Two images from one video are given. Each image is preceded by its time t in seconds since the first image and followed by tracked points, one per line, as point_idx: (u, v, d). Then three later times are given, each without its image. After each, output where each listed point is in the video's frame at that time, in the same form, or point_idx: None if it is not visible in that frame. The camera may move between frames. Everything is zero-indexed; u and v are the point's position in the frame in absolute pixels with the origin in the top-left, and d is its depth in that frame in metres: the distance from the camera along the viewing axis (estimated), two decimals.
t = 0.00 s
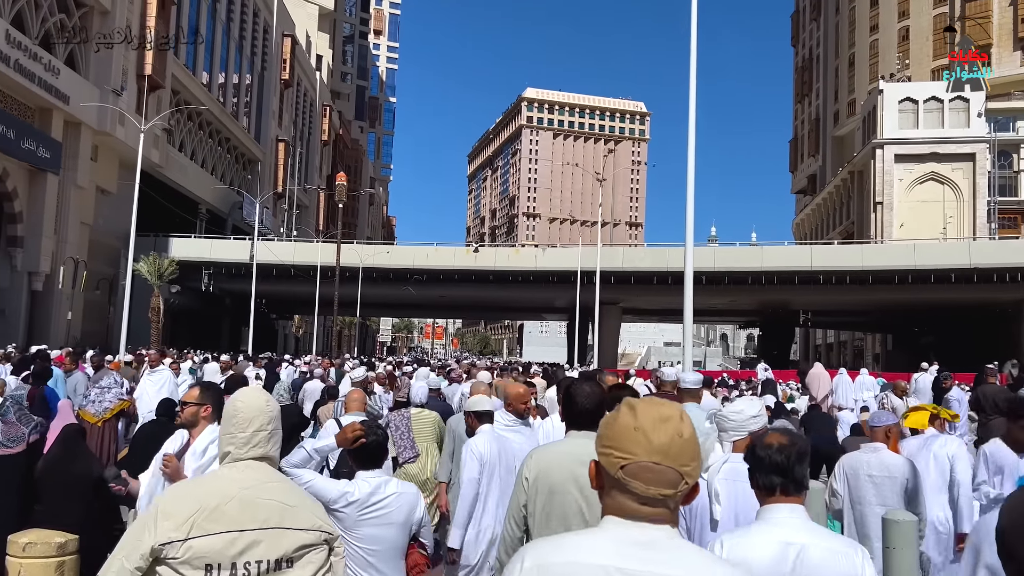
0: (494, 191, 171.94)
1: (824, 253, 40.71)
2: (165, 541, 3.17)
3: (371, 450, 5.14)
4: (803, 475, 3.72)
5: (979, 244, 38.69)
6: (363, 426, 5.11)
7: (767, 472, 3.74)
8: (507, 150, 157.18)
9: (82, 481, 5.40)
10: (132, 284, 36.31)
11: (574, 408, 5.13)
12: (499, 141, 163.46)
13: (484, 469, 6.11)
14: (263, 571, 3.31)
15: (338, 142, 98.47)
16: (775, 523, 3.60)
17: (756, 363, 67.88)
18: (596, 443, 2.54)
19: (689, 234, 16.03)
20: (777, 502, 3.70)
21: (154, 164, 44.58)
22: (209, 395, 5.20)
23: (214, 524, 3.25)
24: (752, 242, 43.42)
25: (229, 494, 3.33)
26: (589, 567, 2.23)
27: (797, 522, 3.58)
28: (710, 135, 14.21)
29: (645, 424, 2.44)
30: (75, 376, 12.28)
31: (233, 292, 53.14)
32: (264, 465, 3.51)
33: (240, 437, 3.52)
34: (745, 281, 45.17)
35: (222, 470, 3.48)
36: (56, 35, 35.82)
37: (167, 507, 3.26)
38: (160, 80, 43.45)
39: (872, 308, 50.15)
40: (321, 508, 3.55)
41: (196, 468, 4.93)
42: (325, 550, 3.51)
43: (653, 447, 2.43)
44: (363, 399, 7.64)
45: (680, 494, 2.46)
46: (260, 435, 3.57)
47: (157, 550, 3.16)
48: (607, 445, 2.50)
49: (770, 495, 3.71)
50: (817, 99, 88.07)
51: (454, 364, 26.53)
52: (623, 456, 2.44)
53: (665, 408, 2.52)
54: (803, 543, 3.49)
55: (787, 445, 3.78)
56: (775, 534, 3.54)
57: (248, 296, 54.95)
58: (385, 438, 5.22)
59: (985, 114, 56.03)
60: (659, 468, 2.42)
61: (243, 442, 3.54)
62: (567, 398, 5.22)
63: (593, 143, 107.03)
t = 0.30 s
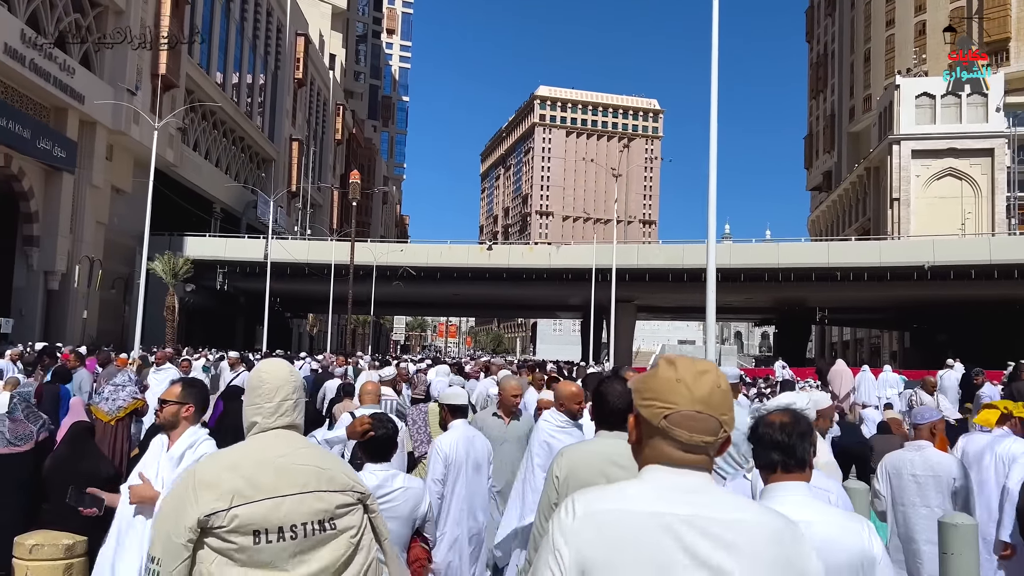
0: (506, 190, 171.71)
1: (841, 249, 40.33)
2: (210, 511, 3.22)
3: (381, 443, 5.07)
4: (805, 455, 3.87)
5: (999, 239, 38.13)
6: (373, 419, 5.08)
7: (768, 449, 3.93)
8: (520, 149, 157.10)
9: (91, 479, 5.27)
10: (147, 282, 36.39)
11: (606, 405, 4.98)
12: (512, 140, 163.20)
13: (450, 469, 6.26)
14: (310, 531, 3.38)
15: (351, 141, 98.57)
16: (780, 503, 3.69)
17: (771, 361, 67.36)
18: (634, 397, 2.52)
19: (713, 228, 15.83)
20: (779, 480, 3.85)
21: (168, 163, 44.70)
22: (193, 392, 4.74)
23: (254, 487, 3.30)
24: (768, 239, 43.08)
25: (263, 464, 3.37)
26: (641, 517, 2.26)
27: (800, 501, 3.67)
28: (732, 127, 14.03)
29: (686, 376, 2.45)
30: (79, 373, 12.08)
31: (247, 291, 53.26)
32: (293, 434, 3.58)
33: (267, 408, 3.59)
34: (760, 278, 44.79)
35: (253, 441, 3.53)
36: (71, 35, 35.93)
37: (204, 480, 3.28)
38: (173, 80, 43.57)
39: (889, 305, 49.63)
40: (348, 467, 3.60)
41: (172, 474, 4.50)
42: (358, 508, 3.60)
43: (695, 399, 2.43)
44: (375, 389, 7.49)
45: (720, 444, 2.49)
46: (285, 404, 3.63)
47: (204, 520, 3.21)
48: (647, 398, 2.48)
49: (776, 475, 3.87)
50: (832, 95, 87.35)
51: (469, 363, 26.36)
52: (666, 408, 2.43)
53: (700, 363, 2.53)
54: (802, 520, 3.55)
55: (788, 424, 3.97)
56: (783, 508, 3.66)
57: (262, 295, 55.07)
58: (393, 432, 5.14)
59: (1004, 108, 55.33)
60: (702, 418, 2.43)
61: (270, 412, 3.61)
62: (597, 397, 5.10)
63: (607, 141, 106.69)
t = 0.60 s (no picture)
0: (515, 187, 171.42)
1: (854, 245, 39.94)
2: (213, 530, 3.13)
3: (376, 444, 4.86)
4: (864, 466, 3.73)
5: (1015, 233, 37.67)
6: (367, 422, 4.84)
7: (834, 462, 3.68)
8: (528, 146, 156.73)
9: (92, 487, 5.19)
10: (157, 280, 36.34)
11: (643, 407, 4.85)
12: (521, 137, 162.88)
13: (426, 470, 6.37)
14: (310, 541, 3.26)
15: (360, 139, 98.55)
16: (831, 513, 3.46)
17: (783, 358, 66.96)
18: (621, 429, 2.63)
19: (732, 224, 15.55)
20: (833, 493, 3.62)
21: (177, 162, 44.65)
22: (142, 400, 4.36)
23: (253, 499, 3.21)
24: (780, 235, 42.71)
25: (259, 480, 3.26)
26: (636, 543, 2.37)
27: (850, 510, 3.45)
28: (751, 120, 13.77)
29: (668, 409, 2.55)
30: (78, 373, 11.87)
31: (258, 290, 53.26)
32: (286, 446, 3.51)
33: (261, 422, 3.55)
34: (772, 274, 44.44)
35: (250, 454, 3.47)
36: (81, 35, 35.90)
37: (205, 497, 3.21)
38: (183, 78, 43.51)
39: (903, 301, 49.19)
40: (345, 474, 3.49)
41: (121, 501, 4.04)
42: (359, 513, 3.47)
43: (680, 433, 2.53)
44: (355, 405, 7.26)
45: (704, 474, 2.58)
46: (278, 416, 3.60)
47: (207, 540, 3.13)
48: (637, 432, 2.58)
49: (833, 485, 3.64)
50: (843, 90, 86.75)
51: (481, 361, 26.17)
52: (652, 443, 2.53)
53: (683, 395, 2.63)
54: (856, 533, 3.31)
55: (844, 436, 3.82)
56: (828, 525, 3.38)
57: (272, 293, 55.05)
58: (390, 432, 4.94)
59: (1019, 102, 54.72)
60: (686, 451, 2.52)
61: (263, 425, 3.56)
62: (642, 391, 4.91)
63: (616, 137, 106.26)
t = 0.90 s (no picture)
0: (520, 184, 171.09)
1: (861, 240, 39.65)
2: (203, 501, 3.27)
3: (346, 435, 4.79)
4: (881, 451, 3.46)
5: None
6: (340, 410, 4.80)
7: (854, 446, 3.42)
8: (532, 143, 156.42)
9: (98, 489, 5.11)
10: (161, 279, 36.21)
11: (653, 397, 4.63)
12: (525, 134, 162.59)
13: (406, 459, 6.45)
14: (298, 523, 3.39)
15: (364, 137, 98.43)
16: (848, 500, 3.28)
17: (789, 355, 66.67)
18: (600, 394, 2.70)
19: (746, 218, 15.30)
20: (851, 478, 3.38)
21: (180, 160, 44.45)
22: (58, 396, 3.95)
23: (246, 483, 3.33)
24: (786, 230, 42.45)
25: (256, 457, 3.40)
26: (613, 506, 2.41)
27: (868, 499, 3.26)
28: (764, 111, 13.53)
29: (642, 375, 2.62)
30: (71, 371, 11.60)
31: (262, 287, 53.15)
32: (289, 429, 3.58)
33: (267, 402, 3.60)
34: (780, 270, 44.17)
35: (253, 435, 3.55)
36: (83, 33, 35.76)
37: (203, 469, 3.34)
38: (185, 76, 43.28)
39: (910, 296, 48.89)
40: (344, 463, 3.62)
41: (35, 517, 3.63)
42: (353, 501, 3.58)
43: (653, 397, 2.61)
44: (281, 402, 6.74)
45: (679, 435, 2.66)
46: (287, 399, 3.63)
47: (198, 509, 3.27)
48: (612, 396, 2.66)
49: (851, 472, 3.38)
50: (848, 85, 86.32)
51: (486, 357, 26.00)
52: (627, 406, 2.61)
53: (657, 357, 2.70)
54: (875, 520, 3.16)
55: (858, 420, 3.55)
56: (842, 515, 3.21)
57: (276, 292, 54.87)
58: (360, 425, 4.88)
59: None
60: (660, 414, 2.60)
61: (271, 406, 3.61)
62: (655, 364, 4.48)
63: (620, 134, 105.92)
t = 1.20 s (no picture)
0: (519, 183, 170.83)
1: (863, 237, 39.41)
2: (208, 514, 3.25)
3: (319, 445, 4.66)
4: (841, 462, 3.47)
5: None
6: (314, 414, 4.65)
7: (810, 449, 3.47)
8: (531, 142, 156.15)
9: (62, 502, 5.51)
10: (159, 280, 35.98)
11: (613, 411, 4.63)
12: (524, 132, 162.35)
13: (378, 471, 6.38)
14: (302, 538, 3.38)
15: (363, 136, 98.24)
16: (808, 512, 3.31)
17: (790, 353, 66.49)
18: (599, 422, 2.70)
19: (753, 217, 15.10)
20: (808, 488, 3.41)
21: (178, 160, 44.24)
22: None
23: (249, 497, 3.31)
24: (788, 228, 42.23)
25: (260, 471, 3.37)
26: (594, 526, 2.42)
27: (830, 510, 3.30)
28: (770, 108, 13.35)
29: (639, 404, 2.64)
30: (56, 374, 11.30)
31: (261, 288, 52.92)
32: (293, 440, 3.53)
33: (271, 412, 3.55)
34: (781, 268, 44.00)
35: (255, 444, 3.51)
36: (79, 33, 35.51)
37: (207, 479, 3.32)
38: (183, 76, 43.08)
39: (912, 294, 48.71)
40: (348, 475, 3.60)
41: None
42: (355, 515, 3.57)
43: (650, 431, 2.61)
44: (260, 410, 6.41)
45: (674, 467, 2.65)
46: (289, 409, 3.58)
47: (200, 523, 3.26)
48: (610, 427, 2.66)
49: (807, 482, 3.42)
50: (848, 83, 86.08)
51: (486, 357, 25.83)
52: (624, 439, 2.61)
53: (656, 390, 2.71)
54: (834, 531, 3.18)
55: (813, 428, 3.61)
56: (803, 526, 3.24)
57: (275, 292, 54.62)
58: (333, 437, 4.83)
59: None
60: (657, 448, 2.59)
61: (274, 416, 3.56)
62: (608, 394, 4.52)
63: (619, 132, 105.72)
